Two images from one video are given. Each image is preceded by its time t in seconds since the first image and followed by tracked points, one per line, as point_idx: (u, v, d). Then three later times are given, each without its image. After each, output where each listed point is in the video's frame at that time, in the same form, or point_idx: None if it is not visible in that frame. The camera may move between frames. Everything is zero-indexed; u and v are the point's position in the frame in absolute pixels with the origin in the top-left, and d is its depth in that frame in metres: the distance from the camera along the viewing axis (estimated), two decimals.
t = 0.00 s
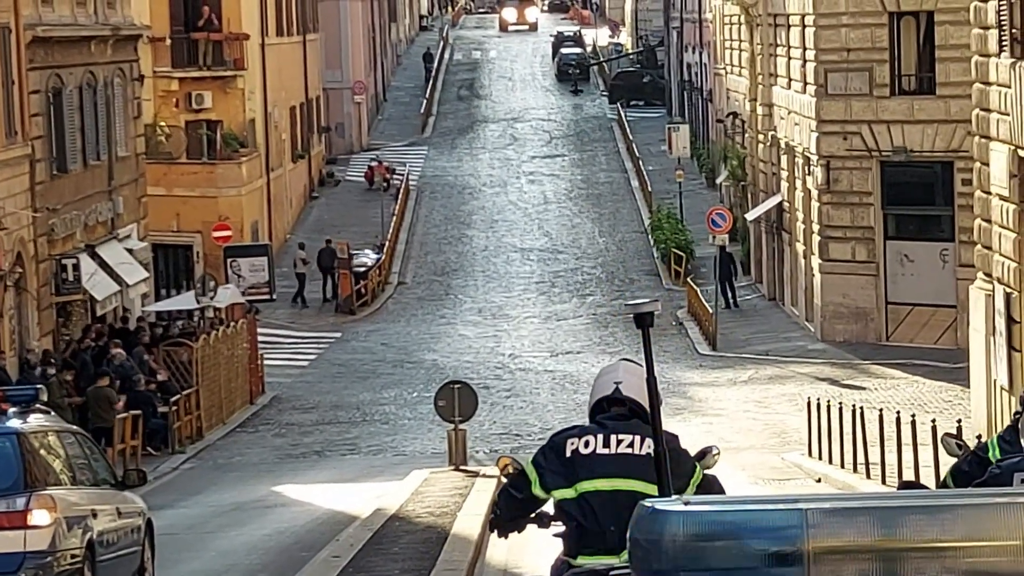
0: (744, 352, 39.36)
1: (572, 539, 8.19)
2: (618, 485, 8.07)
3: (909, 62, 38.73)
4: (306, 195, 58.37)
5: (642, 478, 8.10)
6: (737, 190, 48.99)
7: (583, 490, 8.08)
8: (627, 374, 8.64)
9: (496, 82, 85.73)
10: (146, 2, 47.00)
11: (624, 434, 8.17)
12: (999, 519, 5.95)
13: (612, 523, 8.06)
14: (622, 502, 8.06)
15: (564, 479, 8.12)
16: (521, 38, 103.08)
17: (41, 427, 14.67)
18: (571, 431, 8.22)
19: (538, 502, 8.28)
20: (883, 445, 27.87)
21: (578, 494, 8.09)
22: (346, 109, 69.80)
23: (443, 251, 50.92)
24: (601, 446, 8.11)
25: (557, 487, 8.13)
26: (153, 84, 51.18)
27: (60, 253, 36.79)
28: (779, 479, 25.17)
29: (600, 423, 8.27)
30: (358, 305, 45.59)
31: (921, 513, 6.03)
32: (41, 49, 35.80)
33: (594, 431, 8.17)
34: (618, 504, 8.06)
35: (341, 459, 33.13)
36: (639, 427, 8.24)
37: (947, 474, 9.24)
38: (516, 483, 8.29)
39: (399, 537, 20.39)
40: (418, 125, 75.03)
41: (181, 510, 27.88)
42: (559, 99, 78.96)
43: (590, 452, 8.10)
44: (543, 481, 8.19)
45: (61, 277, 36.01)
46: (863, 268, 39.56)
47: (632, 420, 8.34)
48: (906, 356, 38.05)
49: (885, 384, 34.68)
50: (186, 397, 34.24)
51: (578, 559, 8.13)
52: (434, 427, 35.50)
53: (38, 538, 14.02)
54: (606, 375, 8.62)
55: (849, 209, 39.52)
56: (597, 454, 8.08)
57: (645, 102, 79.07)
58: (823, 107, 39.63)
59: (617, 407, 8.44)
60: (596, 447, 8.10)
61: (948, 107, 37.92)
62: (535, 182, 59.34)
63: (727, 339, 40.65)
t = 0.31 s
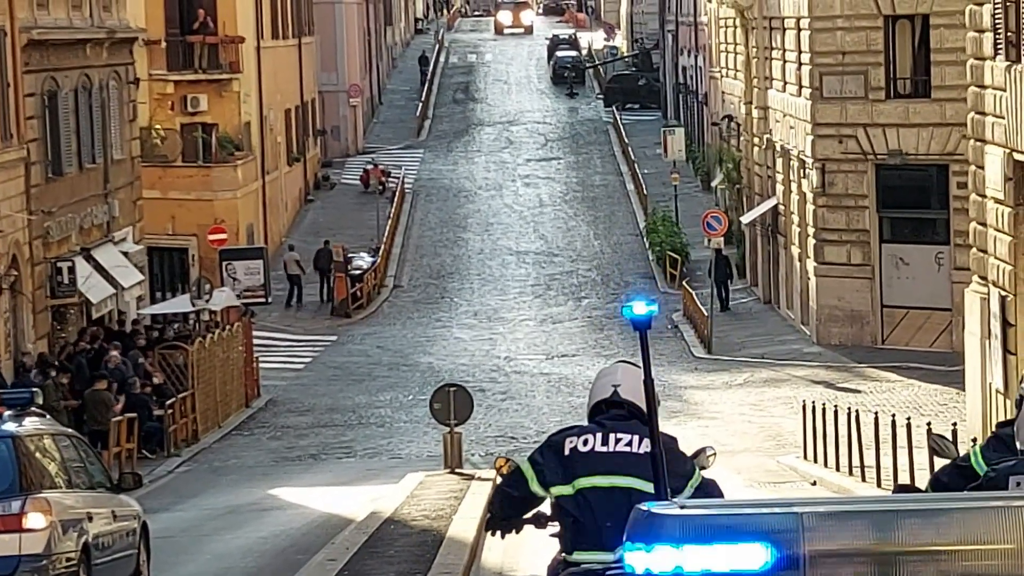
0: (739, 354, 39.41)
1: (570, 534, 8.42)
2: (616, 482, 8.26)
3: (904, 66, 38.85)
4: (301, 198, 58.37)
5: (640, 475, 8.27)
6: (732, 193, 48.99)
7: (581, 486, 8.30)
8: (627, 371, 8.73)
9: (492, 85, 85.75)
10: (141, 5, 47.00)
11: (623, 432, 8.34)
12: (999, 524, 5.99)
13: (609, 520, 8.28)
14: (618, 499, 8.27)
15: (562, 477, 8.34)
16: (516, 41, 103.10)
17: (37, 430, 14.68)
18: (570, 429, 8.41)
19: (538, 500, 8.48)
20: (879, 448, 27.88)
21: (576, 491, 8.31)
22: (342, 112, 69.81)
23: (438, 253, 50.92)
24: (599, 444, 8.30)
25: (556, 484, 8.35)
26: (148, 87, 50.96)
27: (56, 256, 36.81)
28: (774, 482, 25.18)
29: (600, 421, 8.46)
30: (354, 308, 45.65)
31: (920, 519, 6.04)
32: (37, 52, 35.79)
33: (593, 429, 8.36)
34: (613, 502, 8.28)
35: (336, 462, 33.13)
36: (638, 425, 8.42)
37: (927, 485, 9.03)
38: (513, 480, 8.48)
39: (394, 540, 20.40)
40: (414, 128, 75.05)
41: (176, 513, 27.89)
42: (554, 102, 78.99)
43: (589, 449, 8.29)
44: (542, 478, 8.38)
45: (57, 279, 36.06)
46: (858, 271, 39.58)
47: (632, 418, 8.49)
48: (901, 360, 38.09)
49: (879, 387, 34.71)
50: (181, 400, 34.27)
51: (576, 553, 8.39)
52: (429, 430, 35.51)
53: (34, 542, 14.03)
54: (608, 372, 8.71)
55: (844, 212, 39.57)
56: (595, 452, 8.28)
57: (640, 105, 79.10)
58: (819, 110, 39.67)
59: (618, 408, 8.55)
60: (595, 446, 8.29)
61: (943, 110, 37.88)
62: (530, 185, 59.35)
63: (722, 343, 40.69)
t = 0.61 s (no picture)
0: (734, 357, 39.40)
1: (571, 531, 8.85)
2: (618, 483, 8.69)
3: (898, 68, 38.81)
4: (296, 202, 58.34)
5: (641, 477, 8.71)
6: (727, 197, 48.95)
7: (585, 485, 8.71)
8: (628, 375, 9.16)
9: (487, 88, 85.69)
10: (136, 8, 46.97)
11: (628, 435, 8.77)
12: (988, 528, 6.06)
13: (610, 520, 8.70)
14: (620, 499, 8.69)
15: (566, 475, 8.76)
16: (510, 45, 103.00)
17: (31, 433, 14.65)
18: (577, 430, 8.83)
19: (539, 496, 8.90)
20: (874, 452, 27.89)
21: (580, 490, 8.73)
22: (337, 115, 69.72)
23: (433, 257, 50.89)
24: (606, 445, 8.72)
25: (560, 482, 8.77)
26: (142, 91, 50.58)
27: (52, 259, 36.80)
28: (769, 485, 25.19)
29: (607, 423, 8.87)
30: (349, 311, 45.62)
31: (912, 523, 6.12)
32: (31, 55, 35.78)
33: (600, 431, 8.77)
34: (615, 501, 8.69)
35: (331, 465, 33.12)
36: (643, 427, 8.84)
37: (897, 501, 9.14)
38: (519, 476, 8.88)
39: (390, 543, 20.41)
40: (408, 131, 74.99)
41: (171, 516, 27.86)
42: (549, 106, 78.95)
43: (594, 450, 8.72)
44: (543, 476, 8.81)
45: (52, 282, 36.02)
46: (853, 274, 39.59)
47: (638, 422, 8.92)
48: (896, 363, 38.07)
49: (875, 390, 34.71)
50: (176, 403, 34.25)
51: (576, 550, 8.82)
52: (424, 433, 35.52)
53: (29, 545, 14.02)
54: (612, 376, 9.14)
55: (839, 215, 39.60)
56: (600, 453, 8.70)
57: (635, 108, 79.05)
58: (814, 114, 39.68)
59: (625, 412, 8.99)
60: (601, 447, 8.71)
61: (938, 113, 37.95)
62: (525, 189, 59.31)
63: (717, 345, 40.70)
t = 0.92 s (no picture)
0: (730, 359, 39.41)
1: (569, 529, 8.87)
2: (615, 482, 8.73)
3: (894, 70, 38.81)
4: (292, 203, 58.36)
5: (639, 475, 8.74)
6: (723, 198, 48.93)
7: (581, 484, 8.75)
8: (626, 374, 9.15)
9: (483, 89, 85.77)
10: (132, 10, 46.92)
11: (624, 434, 8.79)
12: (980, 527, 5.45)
13: (607, 518, 8.70)
14: (617, 496, 8.71)
15: (563, 473, 8.80)
16: (506, 46, 103.11)
17: (27, 435, 14.61)
18: (574, 429, 8.87)
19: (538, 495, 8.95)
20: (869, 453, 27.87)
21: (576, 488, 8.75)
22: (333, 116, 69.72)
23: (429, 258, 50.87)
24: (602, 444, 8.76)
25: (557, 480, 8.81)
26: (138, 92, 50.82)
27: (46, 261, 36.79)
28: (765, 487, 25.16)
29: (603, 422, 8.90)
30: (345, 313, 45.58)
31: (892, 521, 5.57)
32: (27, 56, 35.73)
33: (597, 429, 8.81)
34: (612, 499, 8.71)
35: (328, 467, 33.11)
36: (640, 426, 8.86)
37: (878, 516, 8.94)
38: (520, 475, 8.93)
39: (385, 545, 20.38)
40: (404, 132, 75.07)
41: (167, 518, 27.85)
42: (545, 107, 79.01)
43: (592, 449, 8.76)
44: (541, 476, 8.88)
45: (47, 284, 35.95)
46: (849, 275, 39.58)
47: (633, 421, 8.92)
48: (891, 365, 38.08)
49: (871, 391, 34.71)
50: (172, 405, 34.25)
51: (574, 545, 8.84)
52: (420, 435, 35.50)
53: (24, 547, 14.02)
54: (609, 375, 9.13)
55: (834, 217, 39.58)
56: (596, 452, 8.74)
57: (631, 110, 79.12)
58: (810, 115, 39.78)
59: (621, 411, 8.99)
60: (598, 445, 8.75)
61: (934, 115, 37.95)
62: (521, 190, 59.31)
63: (713, 347, 40.73)
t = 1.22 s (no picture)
0: (727, 361, 39.43)
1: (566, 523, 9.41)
2: (605, 476, 9.24)
3: (890, 71, 38.92)
4: (288, 205, 58.33)
5: (628, 470, 9.25)
6: (719, 200, 48.90)
7: (574, 479, 9.28)
8: (614, 381, 9.76)
9: (479, 91, 85.67)
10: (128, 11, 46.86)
11: (612, 432, 9.34)
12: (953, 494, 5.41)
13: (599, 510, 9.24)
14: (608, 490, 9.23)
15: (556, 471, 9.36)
16: (503, 47, 102.92)
17: (23, 437, 14.58)
18: (566, 429, 9.43)
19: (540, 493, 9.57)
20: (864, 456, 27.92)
21: (568, 483, 9.30)
22: (329, 117, 69.64)
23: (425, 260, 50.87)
24: (591, 442, 9.31)
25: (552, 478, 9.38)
26: (134, 93, 50.97)
27: (43, 263, 36.80)
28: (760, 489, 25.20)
29: (592, 421, 9.47)
30: (341, 314, 45.55)
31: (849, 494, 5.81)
32: (23, 58, 35.73)
33: (587, 429, 9.36)
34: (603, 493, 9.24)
35: (324, 469, 33.14)
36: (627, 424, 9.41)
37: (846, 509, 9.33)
38: (517, 474, 9.54)
39: (381, 547, 20.41)
40: (400, 134, 74.97)
41: (164, 519, 27.87)
42: (542, 108, 78.93)
43: (582, 447, 9.31)
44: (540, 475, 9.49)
45: (43, 286, 36.03)
46: (845, 277, 39.60)
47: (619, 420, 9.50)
48: (887, 366, 38.09)
49: (867, 393, 34.73)
50: (167, 407, 34.25)
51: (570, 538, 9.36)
52: (416, 436, 35.54)
53: (20, 548, 13.99)
54: (597, 380, 9.72)
55: (831, 218, 39.56)
56: (587, 449, 9.29)
57: (627, 111, 79.03)
58: (806, 117, 39.74)
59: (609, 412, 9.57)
60: (587, 443, 9.30)
61: (930, 117, 37.95)
62: (517, 191, 59.29)
63: (709, 348, 40.73)
